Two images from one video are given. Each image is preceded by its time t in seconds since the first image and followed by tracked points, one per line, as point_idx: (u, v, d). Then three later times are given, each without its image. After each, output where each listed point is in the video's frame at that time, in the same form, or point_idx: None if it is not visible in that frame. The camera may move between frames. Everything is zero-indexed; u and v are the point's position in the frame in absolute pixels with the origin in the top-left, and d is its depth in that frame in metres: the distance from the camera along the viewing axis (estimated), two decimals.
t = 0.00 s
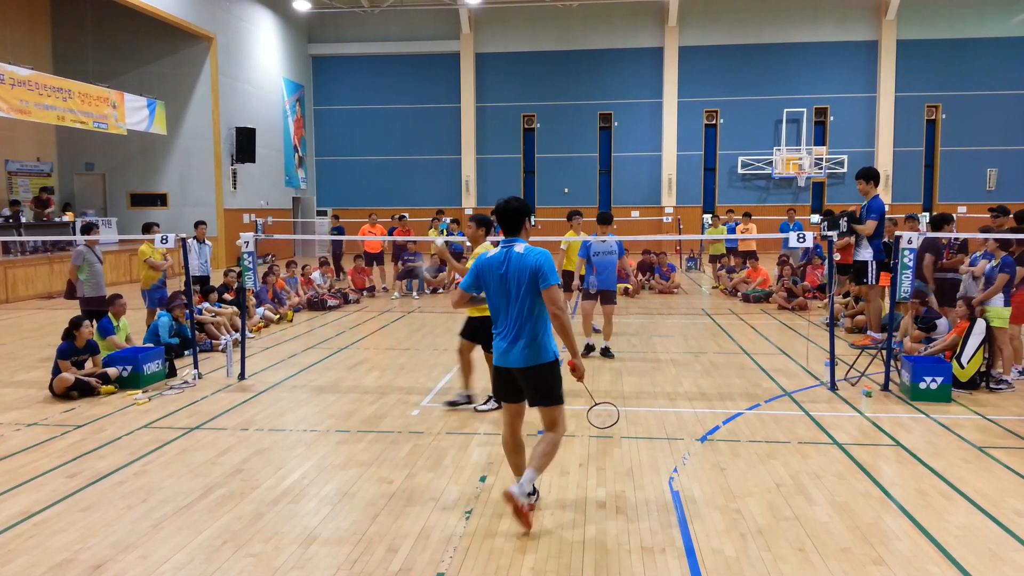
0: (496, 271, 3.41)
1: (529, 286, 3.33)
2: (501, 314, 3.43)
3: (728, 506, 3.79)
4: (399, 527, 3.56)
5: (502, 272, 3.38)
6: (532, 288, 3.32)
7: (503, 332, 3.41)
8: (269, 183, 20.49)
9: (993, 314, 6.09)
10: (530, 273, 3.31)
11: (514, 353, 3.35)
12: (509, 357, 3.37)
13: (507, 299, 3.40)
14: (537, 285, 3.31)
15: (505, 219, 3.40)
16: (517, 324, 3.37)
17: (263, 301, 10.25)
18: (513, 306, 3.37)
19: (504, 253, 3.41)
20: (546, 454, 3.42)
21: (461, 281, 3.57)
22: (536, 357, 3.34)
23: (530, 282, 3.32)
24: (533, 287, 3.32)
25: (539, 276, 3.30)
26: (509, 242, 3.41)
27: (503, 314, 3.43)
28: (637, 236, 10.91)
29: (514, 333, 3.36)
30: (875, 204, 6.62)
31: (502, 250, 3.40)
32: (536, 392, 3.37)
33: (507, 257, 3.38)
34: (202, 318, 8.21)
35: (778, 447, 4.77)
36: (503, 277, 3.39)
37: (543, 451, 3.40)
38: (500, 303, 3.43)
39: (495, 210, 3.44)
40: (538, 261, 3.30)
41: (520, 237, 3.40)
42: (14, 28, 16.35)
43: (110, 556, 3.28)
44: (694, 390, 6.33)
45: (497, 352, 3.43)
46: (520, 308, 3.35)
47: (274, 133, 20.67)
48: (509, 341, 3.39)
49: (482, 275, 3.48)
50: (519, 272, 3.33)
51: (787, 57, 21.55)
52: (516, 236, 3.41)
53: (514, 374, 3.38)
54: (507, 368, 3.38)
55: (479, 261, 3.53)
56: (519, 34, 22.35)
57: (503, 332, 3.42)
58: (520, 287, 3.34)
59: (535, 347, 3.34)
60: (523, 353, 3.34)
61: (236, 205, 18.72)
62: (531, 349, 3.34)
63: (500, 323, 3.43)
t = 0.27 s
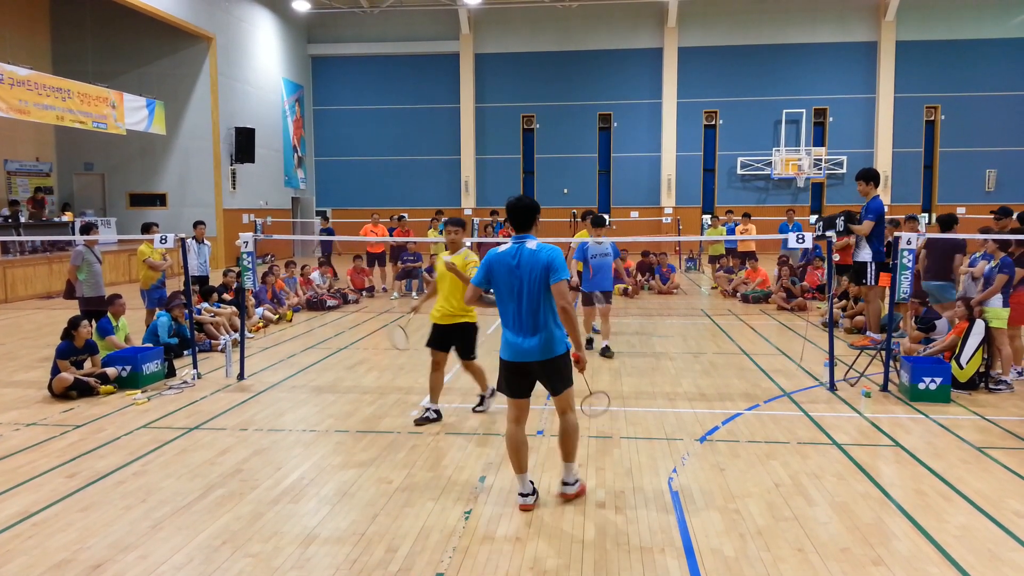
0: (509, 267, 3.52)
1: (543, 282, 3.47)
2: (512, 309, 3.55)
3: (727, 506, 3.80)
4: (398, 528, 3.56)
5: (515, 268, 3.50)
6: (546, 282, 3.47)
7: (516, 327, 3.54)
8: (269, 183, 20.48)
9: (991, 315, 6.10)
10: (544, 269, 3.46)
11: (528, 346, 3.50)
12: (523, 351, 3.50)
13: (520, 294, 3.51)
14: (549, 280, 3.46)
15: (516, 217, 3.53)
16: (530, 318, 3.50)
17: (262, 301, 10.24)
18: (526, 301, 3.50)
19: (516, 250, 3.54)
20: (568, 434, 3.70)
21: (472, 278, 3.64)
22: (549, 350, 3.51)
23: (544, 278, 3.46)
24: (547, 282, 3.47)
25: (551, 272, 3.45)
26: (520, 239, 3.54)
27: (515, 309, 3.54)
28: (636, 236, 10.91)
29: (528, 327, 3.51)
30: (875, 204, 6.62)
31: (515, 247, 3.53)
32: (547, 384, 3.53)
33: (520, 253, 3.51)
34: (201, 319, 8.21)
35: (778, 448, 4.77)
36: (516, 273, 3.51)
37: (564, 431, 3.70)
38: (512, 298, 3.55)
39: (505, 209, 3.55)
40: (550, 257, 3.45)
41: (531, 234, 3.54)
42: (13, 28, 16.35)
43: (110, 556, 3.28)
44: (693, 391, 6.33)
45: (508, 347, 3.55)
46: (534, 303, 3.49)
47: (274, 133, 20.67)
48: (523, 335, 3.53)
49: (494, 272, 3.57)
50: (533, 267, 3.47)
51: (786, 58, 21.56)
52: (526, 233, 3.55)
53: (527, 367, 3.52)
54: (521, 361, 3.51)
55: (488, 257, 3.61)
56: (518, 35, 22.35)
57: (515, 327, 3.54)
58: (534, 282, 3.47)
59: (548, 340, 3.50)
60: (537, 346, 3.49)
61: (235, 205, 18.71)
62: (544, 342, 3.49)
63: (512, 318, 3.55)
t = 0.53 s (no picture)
0: (536, 265, 3.64)
1: (569, 279, 3.65)
2: (536, 305, 3.68)
3: (726, 504, 3.80)
4: (397, 525, 3.56)
5: (543, 265, 3.63)
6: (573, 280, 3.66)
7: (539, 324, 3.67)
8: (268, 181, 20.47)
9: (990, 313, 6.11)
10: (572, 267, 3.65)
11: (553, 341, 3.66)
12: (546, 345, 3.66)
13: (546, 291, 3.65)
14: (575, 279, 3.67)
15: (540, 218, 3.69)
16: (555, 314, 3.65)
17: (262, 299, 10.22)
18: (553, 297, 3.64)
19: (541, 248, 3.68)
20: (574, 430, 3.88)
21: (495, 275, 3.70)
22: (570, 344, 3.70)
23: (571, 276, 3.65)
24: (573, 280, 3.66)
25: (577, 271, 3.67)
26: (544, 239, 3.70)
27: (539, 306, 3.68)
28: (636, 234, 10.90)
29: (551, 324, 3.66)
30: (875, 203, 6.61)
31: (541, 245, 3.67)
32: (564, 377, 3.71)
33: (547, 252, 3.65)
34: (200, 317, 8.20)
35: (777, 446, 4.77)
36: (543, 270, 3.64)
37: (570, 429, 3.87)
38: (535, 295, 3.68)
39: (529, 208, 3.67)
40: (577, 257, 3.66)
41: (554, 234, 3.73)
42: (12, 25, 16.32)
43: (109, 553, 3.28)
44: (692, 389, 6.33)
45: (530, 342, 3.68)
46: (559, 300, 3.65)
47: (273, 131, 20.66)
48: (545, 331, 3.66)
49: (521, 269, 3.67)
50: (561, 265, 3.64)
51: (786, 56, 21.55)
52: (549, 233, 3.72)
53: (547, 362, 3.68)
54: (544, 355, 3.66)
55: (510, 254, 3.70)
56: (518, 33, 22.32)
57: (538, 322, 3.67)
58: (561, 280, 3.63)
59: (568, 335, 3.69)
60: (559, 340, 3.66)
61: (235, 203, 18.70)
62: (565, 337, 3.68)
63: (537, 314, 3.68)
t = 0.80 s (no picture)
0: (549, 258, 3.80)
1: (580, 272, 3.84)
2: (550, 298, 3.83)
3: (726, 502, 3.80)
4: (396, 523, 3.56)
5: (556, 259, 3.80)
6: (583, 272, 3.85)
7: (554, 315, 3.81)
8: (267, 179, 20.46)
9: (990, 311, 6.13)
10: (582, 260, 3.84)
11: (568, 332, 3.81)
12: (561, 335, 3.80)
13: (559, 283, 3.80)
14: (585, 271, 3.86)
15: (550, 214, 3.88)
16: (568, 306, 3.81)
17: (261, 297, 10.20)
18: (566, 289, 3.80)
19: (552, 243, 3.86)
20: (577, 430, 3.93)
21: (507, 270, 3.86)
22: (582, 334, 3.85)
23: (582, 268, 3.84)
24: (584, 272, 3.85)
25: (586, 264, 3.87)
26: (553, 234, 3.88)
27: (553, 298, 3.82)
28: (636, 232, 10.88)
29: (565, 315, 3.81)
30: (877, 201, 6.60)
31: (552, 240, 3.85)
32: (577, 367, 3.84)
33: (558, 246, 3.82)
34: (199, 314, 8.19)
35: (776, 444, 4.77)
36: (556, 263, 3.81)
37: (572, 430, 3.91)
38: (549, 288, 3.82)
39: (537, 206, 3.86)
40: (589, 250, 3.86)
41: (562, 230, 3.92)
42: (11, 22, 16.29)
43: (108, 551, 3.28)
44: (692, 387, 6.33)
45: (545, 333, 3.82)
46: (571, 292, 3.81)
47: (273, 129, 20.64)
48: (559, 322, 3.81)
49: (534, 263, 3.83)
50: (572, 258, 3.82)
51: (786, 54, 21.53)
52: (557, 230, 3.91)
53: (562, 352, 3.82)
54: (559, 345, 3.80)
55: (522, 250, 3.86)
56: (518, 31, 22.30)
57: (553, 314, 3.81)
58: (573, 272, 3.81)
59: (581, 326, 3.85)
60: (573, 331, 3.81)
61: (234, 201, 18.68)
62: (578, 328, 3.83)
63: (550, 307, 3.83)
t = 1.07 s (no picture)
0: (544, 259, 3.84)
1: (575, 272, 3.87)
2: (547, 299, 3.88)
3: (726, 504, 3.79)
4: (397, 524, 3.56)
5: (551, 260, 3.84)
6: (579, 272, 3.88)
7: (552, 315, 3.86)
8: (268, 180, 20.48)
9: (991, 313, 6.12)
10: (578, 260, 3.86)
11: (567, 331, 3.85)
12: (559, 336, 3.84)
13: (556, 284, 3.84)
14: (580, 271, 3.89)
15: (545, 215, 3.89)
16: (564, 306, 3.87)
17: (261, 298, 10.19)
18: (561, 289, 3.85)
19: (547, 244, 3.89)
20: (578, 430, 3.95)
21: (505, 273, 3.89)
22: (579, 334, 3.89)
23: (578, 268, 3.87)
24: (580, 272, 3.88)
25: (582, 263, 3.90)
26: (549, 235, 3.91)
27: (550, 299, 3.87)
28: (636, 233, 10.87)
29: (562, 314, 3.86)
30: (879, 202, 6.60)
31: (547, 241, 3.88)
32: (575, 367, 3.89)
33: (553, 246, 3.85)
34: (199, 316, 8.19)
35: (776, 446, 4.77)
36: (551, 264, 3.84)
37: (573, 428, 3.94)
38: (545, 288, 3.87)
39: (532, 208, 3.86)
40: (585, 249, 3.88)
41: (557, 230, 3.94)
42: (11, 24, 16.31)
43: (109, 552, 3.28)
44: (692, 388, 6.33)
45: (544, 333, 3.86)
46: (567, 292, 3.86)
47: (273, 130, 20.66)
48: (557, 322, 3.86)
49: (530, 265, 3.86)
50: (567, 258, 3.84)
51: (786, 55, 21.54)
52: (553, 230, 3.92)
53: (560, 352, 3.87)
54: (557, 345, 3.85)
55: (517, 252, 3.89)
56: (518, 32, 22.32)
57: (549, 315, 3.87)
58: (569, 273, 3.85)
59: (578, 325, 3.89)
60: (570, 331, 3.86)
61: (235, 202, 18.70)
62: (576, 327, 3.87)
63: (547, 307, 3.88)
